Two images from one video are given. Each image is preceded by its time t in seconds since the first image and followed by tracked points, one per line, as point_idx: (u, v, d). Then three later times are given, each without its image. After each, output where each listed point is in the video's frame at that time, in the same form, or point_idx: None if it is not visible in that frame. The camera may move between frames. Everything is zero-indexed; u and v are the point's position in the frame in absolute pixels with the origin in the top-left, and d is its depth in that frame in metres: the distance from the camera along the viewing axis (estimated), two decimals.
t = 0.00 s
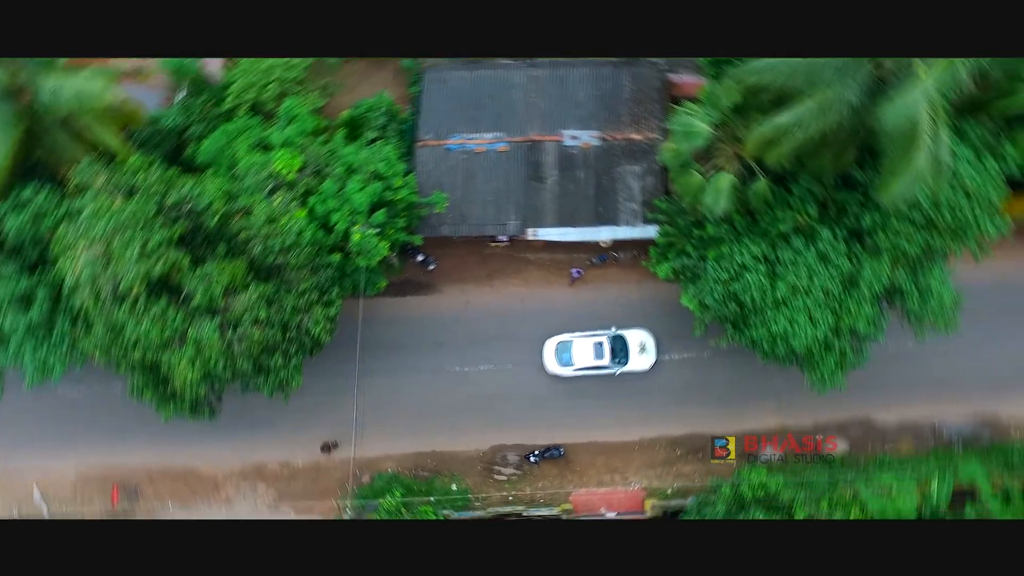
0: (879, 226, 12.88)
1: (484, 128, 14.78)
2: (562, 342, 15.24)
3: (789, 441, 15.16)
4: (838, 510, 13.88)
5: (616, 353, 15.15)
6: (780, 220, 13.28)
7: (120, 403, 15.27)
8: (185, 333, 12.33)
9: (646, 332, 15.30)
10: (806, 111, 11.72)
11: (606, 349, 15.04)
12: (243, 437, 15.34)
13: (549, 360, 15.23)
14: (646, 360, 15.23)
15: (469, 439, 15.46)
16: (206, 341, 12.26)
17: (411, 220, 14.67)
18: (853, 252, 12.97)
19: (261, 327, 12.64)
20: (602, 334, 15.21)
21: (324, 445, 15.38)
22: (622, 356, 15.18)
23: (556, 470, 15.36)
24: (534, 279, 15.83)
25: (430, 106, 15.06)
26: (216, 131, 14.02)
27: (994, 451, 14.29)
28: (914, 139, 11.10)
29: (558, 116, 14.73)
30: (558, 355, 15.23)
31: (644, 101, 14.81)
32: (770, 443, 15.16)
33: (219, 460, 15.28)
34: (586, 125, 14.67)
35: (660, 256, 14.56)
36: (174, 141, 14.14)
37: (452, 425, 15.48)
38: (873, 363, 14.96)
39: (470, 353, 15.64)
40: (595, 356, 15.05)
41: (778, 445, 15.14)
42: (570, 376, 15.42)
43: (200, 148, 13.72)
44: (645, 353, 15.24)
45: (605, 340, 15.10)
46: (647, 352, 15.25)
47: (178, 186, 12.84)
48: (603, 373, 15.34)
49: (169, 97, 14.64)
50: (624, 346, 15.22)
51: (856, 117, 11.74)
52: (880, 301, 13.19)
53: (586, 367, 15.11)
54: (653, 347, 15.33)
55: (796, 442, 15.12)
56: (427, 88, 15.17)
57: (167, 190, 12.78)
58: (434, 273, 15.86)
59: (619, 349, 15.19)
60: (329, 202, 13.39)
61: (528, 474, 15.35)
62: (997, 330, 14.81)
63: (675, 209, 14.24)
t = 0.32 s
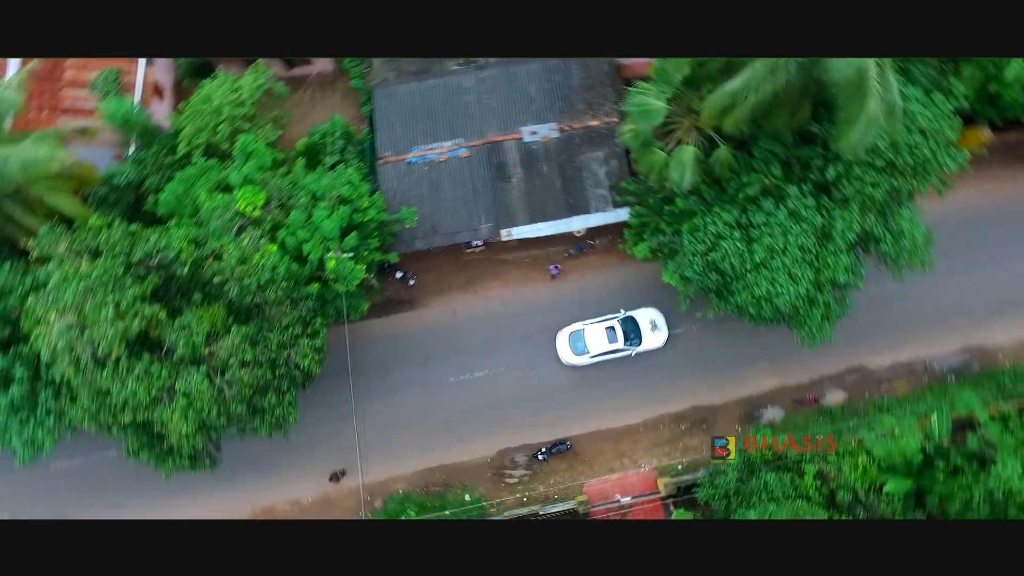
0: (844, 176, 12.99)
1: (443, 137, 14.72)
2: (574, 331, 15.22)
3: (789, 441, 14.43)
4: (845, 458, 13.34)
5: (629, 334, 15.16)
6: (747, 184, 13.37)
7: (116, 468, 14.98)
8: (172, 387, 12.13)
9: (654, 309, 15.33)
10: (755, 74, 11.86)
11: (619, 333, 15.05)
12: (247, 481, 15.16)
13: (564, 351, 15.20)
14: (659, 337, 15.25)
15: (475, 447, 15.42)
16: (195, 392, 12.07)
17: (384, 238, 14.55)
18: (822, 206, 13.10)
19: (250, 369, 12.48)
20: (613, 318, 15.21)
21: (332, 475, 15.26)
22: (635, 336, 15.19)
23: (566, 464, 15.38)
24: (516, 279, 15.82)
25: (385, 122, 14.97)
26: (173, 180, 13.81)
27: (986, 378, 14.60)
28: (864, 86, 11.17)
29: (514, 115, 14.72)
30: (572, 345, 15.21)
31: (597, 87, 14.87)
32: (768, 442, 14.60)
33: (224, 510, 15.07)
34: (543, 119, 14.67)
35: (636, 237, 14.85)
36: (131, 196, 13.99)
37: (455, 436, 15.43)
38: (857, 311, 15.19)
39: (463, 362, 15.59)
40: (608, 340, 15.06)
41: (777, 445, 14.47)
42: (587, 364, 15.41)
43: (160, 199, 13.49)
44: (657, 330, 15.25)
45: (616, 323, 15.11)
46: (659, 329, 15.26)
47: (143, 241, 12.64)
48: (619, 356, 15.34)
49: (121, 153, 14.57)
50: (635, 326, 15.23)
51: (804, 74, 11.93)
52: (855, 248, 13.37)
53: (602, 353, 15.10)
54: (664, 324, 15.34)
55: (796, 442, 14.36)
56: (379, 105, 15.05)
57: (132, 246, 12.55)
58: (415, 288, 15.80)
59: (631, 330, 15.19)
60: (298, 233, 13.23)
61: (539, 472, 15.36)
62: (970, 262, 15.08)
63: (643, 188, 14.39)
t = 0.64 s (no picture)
0: (799, 133, 13.09)
1: (401, 155, 14.64)
2: (583, 318, 15.16)
3: (789, 441, 13.75)
4: (844, 409, 13.30)
5: (637, 313, 15.13)
6: (707, 156, 13.46)
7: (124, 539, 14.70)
8: (168, 449, 11.96)
9: (659, 285, 15.30)
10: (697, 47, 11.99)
11: (627, 313, 15.01)
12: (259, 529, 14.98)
13: (576, 339, 15.17)
14: (666, 312, 15.22)
15: (483, 457, 15.38)
16: (192, 450, 11.90)
17: (359, 265, 14.41)
18: (783, 165, 13.22)
19: (244, 417, 12.36)
20: (619, 299, 15.15)
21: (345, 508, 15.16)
22: (644, 314, 15.15)
23: (574, 460, 15.40)
24: (496, 285, 15.80)
25: (341, 150, 14.88)
26: (135, 241, 13.59)
27: (966, 309, 14.85)
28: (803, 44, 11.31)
29: (469, 123, 14.68)
30: (583, 332, 15.16)
31: (546, 84, 14.91)
32: (769, 444, 14.00)
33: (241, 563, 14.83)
34: (498, 123, 14.65)
35: (607, 224, 14.94)
36: (95, 265, 13.73)
37: (462, 450, 15.39)
38: (832, 262, 15.43)
39: (457, 375, 15.54)
40: (618, 322, 15.01)
41: (778, 446, 13.85)
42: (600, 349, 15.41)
43: (124, 263, 13.26)
44: (664, 305, 15.23)
45: (624, 304, 15.05)
46: (666, 304, 15.24)
47: (114, 308, 12.47)
48: (630, 336, 15.32)
49: (77, 222, 14.18)
50: (642, 304, 15.19)
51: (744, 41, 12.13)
52: (822, 202, 13.52)
53: (613, 336, 15.05)
54: (670, 297, 15.33)
55: (796, 444, 13.66)
56: (332, 133, 14.96)
57: (104, 315, 12.38)
58: (398, 309, 15.73)
59: (639, 309, 15.15)
60: (271, 274, 13.06)
61: (550, 472, 15.36)
62: (933, 199, 15.37)
63: (607, 175, 14.50)
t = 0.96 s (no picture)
0: (749, 105, 13.30)
1: (363, 184, 14.56)
2: (588, 306, 15.21)
3: (789, 442, 13.30)
4: (836, 365, 13.43)
5: (639, 292, 15.22)
6: (664, 139, 13.60)
7: None
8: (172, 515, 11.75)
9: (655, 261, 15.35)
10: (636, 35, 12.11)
11: (630, 293, 15.09)
12: None
13: (584, 327, 15.20)
14: (667, 287, 15.34)
15: (491, 471, 15.32)
16: (196, 512, 11.68)
17: (337, 300, 14.29)
18: (739, 138, 13.39)
19: (246, 470, 12.19)
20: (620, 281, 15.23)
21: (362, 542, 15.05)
22: (646, 292, 15.25)
23: (581, 458, 15.40)
24: (477, 297, 15.80)
25: (302, 187, 14.77)
26: (106, 311, 13.30)
27: (935, 250, 15.15)
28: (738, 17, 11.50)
29: (425, 142, 14.63)
30: (590, 319, 15.19)
31: (495, 93, 14.95)
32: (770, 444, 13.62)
33: None
34: (454, 138, 14.61)
35: (578, 220, 15.01)
36: (68, 342, 13.40)
37: (470, 466, 15.32)
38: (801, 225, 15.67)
39: (452, 393, 15.48)
40: (623, 304, 15.08)
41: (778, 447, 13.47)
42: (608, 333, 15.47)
43: (98, 335, 12.97)
44: (664, 280, 15.32)
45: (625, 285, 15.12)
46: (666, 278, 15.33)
47: (95, 382, 12.17)
48: (636, 315, 15.41)
49: (44, 300, 14.05)
50: (643, 283, 15.28)
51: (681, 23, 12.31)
52: (782, 167, 13.70)
53: (620, 318, 15.10)
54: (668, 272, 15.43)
55: (796, 444, 13.20)
56: (290, 172, 14.86)
57: (86, 391, 12.09)
58: (383, 336, 15.68)
59: (640, 287, 15.24)
60: (250, 322, 12.89)
61: (560, 474, 15.35)
62: (887, 149, 15.68)
63: (570, 172, 14.57)
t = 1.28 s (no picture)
0: (693, 86, 13.44)
1: (326, 223, 14.47)
2: (587, 292, 15.22)
3: (789, 441, 12.97)
4: (819, 327, 13.67)
5: (635, 271, 15.28)
6: (616, 133, 13.72)
7: None
8: None
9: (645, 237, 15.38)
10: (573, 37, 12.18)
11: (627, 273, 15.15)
12: None
13: (586, 314, 15.23)
14: (661, 262, 15.37)
15: (499, 487, 15.26)
16: None
17: (318, 342, 14.14)
18: (689, 120, 13.54)
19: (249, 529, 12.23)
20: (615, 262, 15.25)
21: None
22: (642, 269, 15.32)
23: (587, 459, 15.40)
24: (458, 316, 15.75)
25: (266, 236, 14.62)
26: (84, 393, 12.96)
27: (895, 200, 15.51)
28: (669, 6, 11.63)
29: (382, 172, 14.58)
30: (591, 305, 15.22)
31: (444, 113, 14.95)
32: (770, 442, 13.41)
33: None
34: (411, 163, 14.58)
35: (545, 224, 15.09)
36: (50, 431, 13.12)
37: (477, 486, 15.26)
38: (763, 195, 15.91)
39: (449, 416, 15.40)
40: (622, 284, 15.13)
41: (777, 444, 13.21)
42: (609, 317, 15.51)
43: (80, 419, 12.64)
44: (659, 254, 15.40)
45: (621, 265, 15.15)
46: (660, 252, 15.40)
47: (83, 468, 11.83)
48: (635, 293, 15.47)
49: (19, 391, 13.76)
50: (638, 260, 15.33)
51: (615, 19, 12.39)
52: (734, 143, 13.91)
53: (620, 299, 15.15)
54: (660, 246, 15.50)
55: (796, 442, 12.94)
56: (251, 222, 14.69)
57: (76, 479, 11.74)
58: (371, 370, 15.57)
59: (636, 265, 15.30)
60: (234, 380, 12.67)
61: (569, 479, 15.32)
62: (833, 109, 16.02)
63: (530, 179, 14.63)
